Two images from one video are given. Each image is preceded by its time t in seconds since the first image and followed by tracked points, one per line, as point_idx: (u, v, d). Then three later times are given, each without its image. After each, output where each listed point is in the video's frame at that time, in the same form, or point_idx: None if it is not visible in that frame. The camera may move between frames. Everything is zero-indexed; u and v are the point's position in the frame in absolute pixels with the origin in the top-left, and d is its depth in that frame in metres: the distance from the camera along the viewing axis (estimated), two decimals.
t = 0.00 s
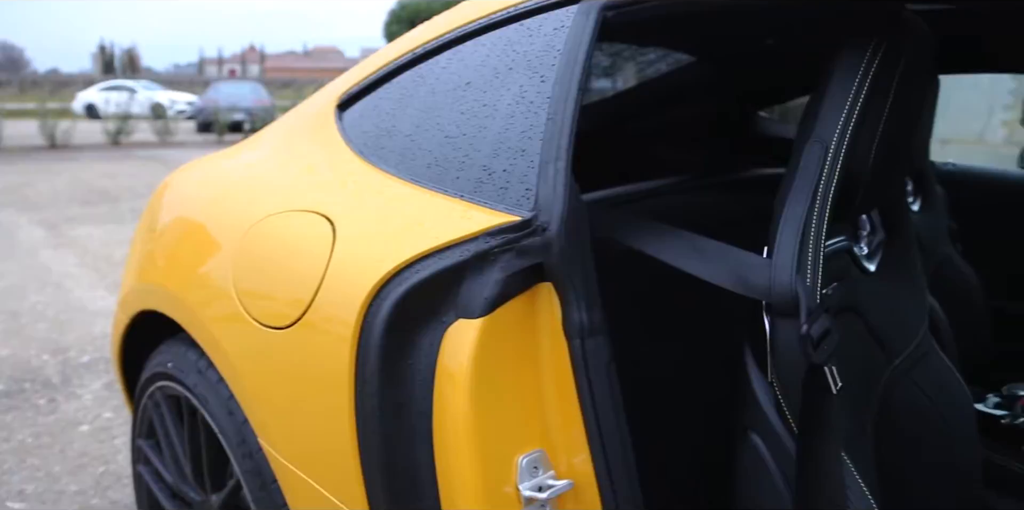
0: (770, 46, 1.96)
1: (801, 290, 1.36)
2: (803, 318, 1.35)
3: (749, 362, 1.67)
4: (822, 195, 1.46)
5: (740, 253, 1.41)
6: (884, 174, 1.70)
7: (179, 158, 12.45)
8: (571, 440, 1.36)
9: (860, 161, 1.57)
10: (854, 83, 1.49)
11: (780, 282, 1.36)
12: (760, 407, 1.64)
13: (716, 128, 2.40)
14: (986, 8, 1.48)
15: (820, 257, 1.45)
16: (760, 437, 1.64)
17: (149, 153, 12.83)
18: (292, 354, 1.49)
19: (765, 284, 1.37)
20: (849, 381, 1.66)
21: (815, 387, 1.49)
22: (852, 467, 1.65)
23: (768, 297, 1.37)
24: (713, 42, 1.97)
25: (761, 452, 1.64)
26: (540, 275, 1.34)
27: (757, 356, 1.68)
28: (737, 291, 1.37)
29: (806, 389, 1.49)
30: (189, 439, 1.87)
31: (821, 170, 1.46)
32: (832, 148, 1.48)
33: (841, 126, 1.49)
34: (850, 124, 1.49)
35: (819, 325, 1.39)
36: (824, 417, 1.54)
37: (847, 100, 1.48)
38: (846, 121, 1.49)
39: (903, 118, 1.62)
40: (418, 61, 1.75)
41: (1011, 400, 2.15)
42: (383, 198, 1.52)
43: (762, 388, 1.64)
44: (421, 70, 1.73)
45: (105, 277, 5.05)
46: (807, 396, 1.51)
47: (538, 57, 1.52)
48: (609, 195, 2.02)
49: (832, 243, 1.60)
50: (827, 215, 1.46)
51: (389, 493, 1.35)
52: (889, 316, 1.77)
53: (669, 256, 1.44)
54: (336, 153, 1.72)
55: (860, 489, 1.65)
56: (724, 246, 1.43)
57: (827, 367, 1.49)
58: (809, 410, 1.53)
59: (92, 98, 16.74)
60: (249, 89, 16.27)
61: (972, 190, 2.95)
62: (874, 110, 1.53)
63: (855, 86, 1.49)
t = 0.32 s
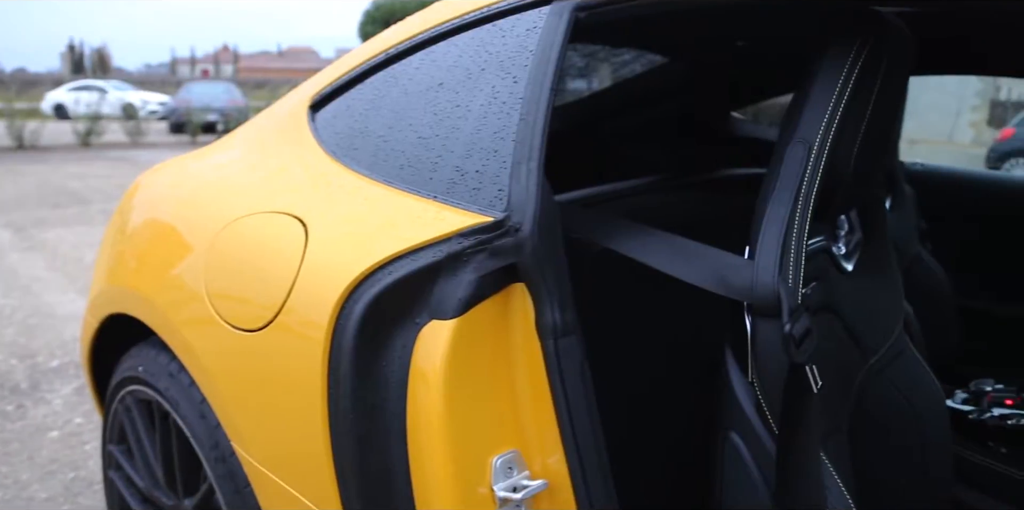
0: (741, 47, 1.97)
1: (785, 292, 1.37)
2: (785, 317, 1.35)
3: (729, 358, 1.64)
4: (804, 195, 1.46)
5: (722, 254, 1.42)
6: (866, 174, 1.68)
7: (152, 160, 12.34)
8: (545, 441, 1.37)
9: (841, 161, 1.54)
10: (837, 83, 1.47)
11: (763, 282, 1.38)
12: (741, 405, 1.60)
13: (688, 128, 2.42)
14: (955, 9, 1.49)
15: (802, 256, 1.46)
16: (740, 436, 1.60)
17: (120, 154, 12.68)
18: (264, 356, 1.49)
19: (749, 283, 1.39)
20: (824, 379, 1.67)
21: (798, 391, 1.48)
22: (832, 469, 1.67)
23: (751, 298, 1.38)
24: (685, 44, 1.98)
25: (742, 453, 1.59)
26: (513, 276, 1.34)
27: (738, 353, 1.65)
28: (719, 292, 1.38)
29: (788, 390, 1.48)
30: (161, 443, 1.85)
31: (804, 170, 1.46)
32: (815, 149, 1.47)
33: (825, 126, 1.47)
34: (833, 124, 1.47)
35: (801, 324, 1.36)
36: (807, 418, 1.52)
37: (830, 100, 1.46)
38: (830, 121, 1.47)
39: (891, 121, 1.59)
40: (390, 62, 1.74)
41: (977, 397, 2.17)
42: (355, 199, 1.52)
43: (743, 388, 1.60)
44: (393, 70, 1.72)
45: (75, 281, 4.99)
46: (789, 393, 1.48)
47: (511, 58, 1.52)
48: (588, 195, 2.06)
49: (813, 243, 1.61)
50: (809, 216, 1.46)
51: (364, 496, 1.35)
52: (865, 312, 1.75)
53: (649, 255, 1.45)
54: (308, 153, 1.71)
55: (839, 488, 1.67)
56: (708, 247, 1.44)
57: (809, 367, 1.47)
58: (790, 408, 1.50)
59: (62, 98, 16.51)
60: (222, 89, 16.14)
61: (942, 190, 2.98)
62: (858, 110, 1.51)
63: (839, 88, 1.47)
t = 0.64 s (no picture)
0: (715, 48, 1.99)
1: (768, 295, 1.37)
2: (769, 317, 1.36)
3: (711, 359, 1.61)
4: (788, 199, 1.45)
5: (703, 256, 1.41)
6: (847, 176, 1.68)
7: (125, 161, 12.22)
8: (521, 442, 1.37)
9: (825, 162, 1.53)
10: (822, 86, 1.46)
11: (746, 283, 1.37)
12: (723, 405, 1.56)
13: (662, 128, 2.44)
14: (928, 10, 1.50)
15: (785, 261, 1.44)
16: (722, 437, 1.56)
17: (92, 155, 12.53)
18: (238, 358, 1.47)
19: (733, 284, 1.38)
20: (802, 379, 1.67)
21: (779, 391, 1.48)
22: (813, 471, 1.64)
23: (734, 300, 1.38)
24: (660, 46, 2.00)
25: (723, 453, 1.55)
26: (488, 276, 1.34)
27: (720, 353, 1.60)
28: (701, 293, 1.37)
29: (771, 392, 1.48)
30: (134, 448, 1.83)
31: (789, 173, 1.44)
32: (800, 151, 1.45)
33: (810, 129, 1.46)
34: (818, 127, 1.47)
35: (784, 324, 1.38)
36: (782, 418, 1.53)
37: (816, 103, 1.45)
38: (815, 123, 1.46)
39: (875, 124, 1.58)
40: (365, 62, 1.73)
41: (947, 393, 2.18)
42: (329, 200, 1.51)
43: (725, 389, 1.56)
44: (368, 71, 1.72)
45: (46, 284, 4.93)
46: (770, 393, 1.47)
47: (485, 58, 1.52)
48: (563, 195, 2.06)
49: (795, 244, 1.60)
50: (792, 221, 1.44)
51: (339, 498, 1.34)
52: (843, 311, 1.76)
53: (627, 256, 1.45)
54: (282, 154, 1.70)
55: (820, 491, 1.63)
56: (688, 248, 1.44)
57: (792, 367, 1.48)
58: (771, 408, 1.48)
59: (32, 98, 16.31)
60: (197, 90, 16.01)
61: (913, 191, 3.02)
62: (842, 113, 1.50)
63: (824, 90, 1.46)
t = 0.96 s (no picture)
0: (689, 50, 2.00)
1: (752, 295, 1.33)
2: (754, 317, 1.32)
3: (694, 361, 1.61)
4: (773, 201, 1.43)
5: (685, 258, 1.40)
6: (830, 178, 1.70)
7: (97, 163, 12.08)
8: (497, 443, 1.37)
9: (811, 166, 1.54)
10: (808, 89, 1.45)
11: (732, 285, 1.34)
12: (705, 406, 1.55)
13: (638, 129, 2.46)
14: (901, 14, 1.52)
15: (770, 264, 1.41)
16: (704, 438, 1.55)
17: (63, 156, 12.38)
18: (211, 361, 1.46)
19: (718, 286, 1.36)
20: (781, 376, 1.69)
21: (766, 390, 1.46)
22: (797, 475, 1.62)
23: (719, 302, 1.35)
24: (634, 47, 2.01)
25: (704, 452, 1.55)
26: (462, 278, 1.34)
27: (704, 355, 1.62)
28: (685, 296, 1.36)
29: (754, 390, 1.44)
30: (105, 454, 1.81)
31: (774, 175, 1.43)
32: (786, 154, 1.44)
33: (795, 132, 1.45)
34: (804, 130, 1.45)
35: (768, 323, 1.34)
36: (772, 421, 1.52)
37: (802, 106, 1.45)
38: (800, 126, 1.45)
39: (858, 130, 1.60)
40: (339, 63, 1.73)
41: (918, 389, 2.20)
42: (303, 202, 1.50)
43: (708, 390, 1.56)
44: (342, 72, 1.71)
45: (17, 287, 4.86)
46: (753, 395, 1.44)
47: (460, 59, 1.52)
48: (541, 195, 2.07)
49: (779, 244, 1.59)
50: (777, 223, 1.42)
51: (314, 501, 1.34)
52: (822, 312, 1.75)
53: (604, 258, 1.45)
54: (256, 155, 1.69)
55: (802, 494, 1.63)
56: (670, 251, 1.44)
57: (776, 367, 1.44)
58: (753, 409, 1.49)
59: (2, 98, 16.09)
60: (171, 90, 15.86)
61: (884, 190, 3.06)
62: (827, 117, 1.50)
63: (810, 92, 1.45)
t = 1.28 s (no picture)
0: (664, 50, 2.01)
1: (739, 300, 1.32)
2: (740, 319, 1.31)
3: (678, 364, 1.60)
4: (759, 205, 1.41)
5: (668, 260, 1.41)
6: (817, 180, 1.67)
7: (69, 164, 11.95)
8: (474, 444, 1.37)
9: (797, 172, 1.53)
10: (796, 93, 1.44)
11: (718, 288, 1.33)
12: (690, 409, 1.54)
13: (614, 129, 2.47)
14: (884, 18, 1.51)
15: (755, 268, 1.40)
16: (687, 441, 1.54)
17: (35, 156, 12.22)
18: (185, 364, 1.45)
19: (703, 290, 1.35)
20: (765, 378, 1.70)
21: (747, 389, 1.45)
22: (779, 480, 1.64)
23: (704, 305, 1.34)
24: (609, 47, 2.01)
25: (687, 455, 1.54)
26: (438, 279, 1.34)
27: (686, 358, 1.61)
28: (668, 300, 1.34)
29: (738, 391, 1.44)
30: (77, 459, 1.79)
31: (761, 179, 1.41)
32: (772, 158, 1.42)
33: (782, 136, 1.43)
34: (790, 134, 1.44)
35: (754, 324, 1.33)
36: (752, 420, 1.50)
37: (789, 110, 1.43)
38: (787, 130, 1.43)
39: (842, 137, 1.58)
40: (313, 64, 1.72)
41: (891, 386, 2.24)
42: (277, 203, 1.49)
43: (692, 393, 1.55)
44: (316, 72, 1.70)
45: None
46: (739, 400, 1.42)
47: (435, 60, 1.52)
48: (522, 194, 2.09)
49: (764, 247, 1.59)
50: (763, 228, 1.41)
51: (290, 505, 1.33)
52: (803, 314, 1.74)
53: (581, 258, 1.45)
54: (230, 156, 1.67)
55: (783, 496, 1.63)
56: (651, 253, 1.43)
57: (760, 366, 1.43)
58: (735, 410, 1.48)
59: None
60: (145, 91, 15.71)
61: (856, 189, 3.09)
62: (813, 122, 1.49)
63: (798, 97, 1.44)
